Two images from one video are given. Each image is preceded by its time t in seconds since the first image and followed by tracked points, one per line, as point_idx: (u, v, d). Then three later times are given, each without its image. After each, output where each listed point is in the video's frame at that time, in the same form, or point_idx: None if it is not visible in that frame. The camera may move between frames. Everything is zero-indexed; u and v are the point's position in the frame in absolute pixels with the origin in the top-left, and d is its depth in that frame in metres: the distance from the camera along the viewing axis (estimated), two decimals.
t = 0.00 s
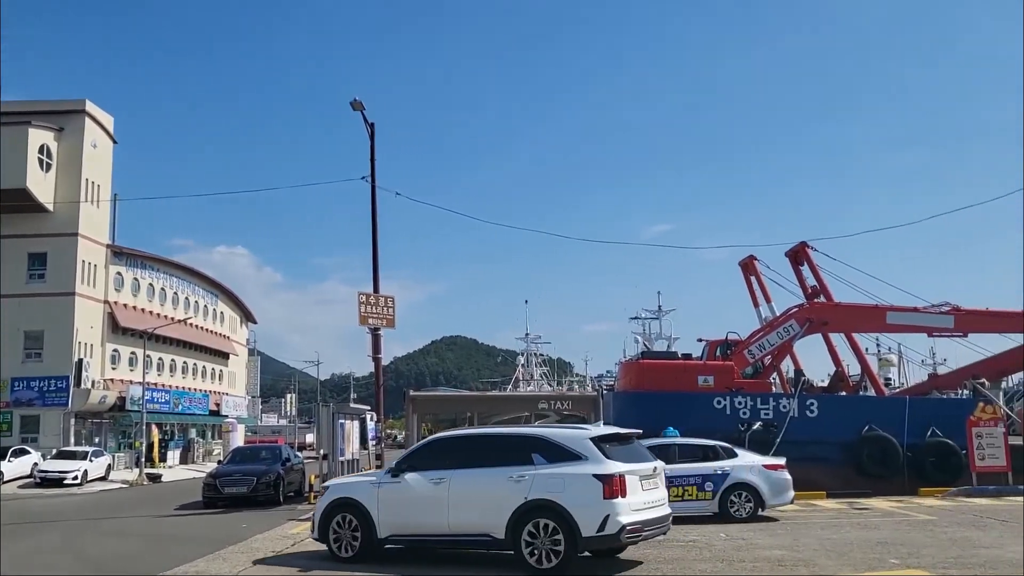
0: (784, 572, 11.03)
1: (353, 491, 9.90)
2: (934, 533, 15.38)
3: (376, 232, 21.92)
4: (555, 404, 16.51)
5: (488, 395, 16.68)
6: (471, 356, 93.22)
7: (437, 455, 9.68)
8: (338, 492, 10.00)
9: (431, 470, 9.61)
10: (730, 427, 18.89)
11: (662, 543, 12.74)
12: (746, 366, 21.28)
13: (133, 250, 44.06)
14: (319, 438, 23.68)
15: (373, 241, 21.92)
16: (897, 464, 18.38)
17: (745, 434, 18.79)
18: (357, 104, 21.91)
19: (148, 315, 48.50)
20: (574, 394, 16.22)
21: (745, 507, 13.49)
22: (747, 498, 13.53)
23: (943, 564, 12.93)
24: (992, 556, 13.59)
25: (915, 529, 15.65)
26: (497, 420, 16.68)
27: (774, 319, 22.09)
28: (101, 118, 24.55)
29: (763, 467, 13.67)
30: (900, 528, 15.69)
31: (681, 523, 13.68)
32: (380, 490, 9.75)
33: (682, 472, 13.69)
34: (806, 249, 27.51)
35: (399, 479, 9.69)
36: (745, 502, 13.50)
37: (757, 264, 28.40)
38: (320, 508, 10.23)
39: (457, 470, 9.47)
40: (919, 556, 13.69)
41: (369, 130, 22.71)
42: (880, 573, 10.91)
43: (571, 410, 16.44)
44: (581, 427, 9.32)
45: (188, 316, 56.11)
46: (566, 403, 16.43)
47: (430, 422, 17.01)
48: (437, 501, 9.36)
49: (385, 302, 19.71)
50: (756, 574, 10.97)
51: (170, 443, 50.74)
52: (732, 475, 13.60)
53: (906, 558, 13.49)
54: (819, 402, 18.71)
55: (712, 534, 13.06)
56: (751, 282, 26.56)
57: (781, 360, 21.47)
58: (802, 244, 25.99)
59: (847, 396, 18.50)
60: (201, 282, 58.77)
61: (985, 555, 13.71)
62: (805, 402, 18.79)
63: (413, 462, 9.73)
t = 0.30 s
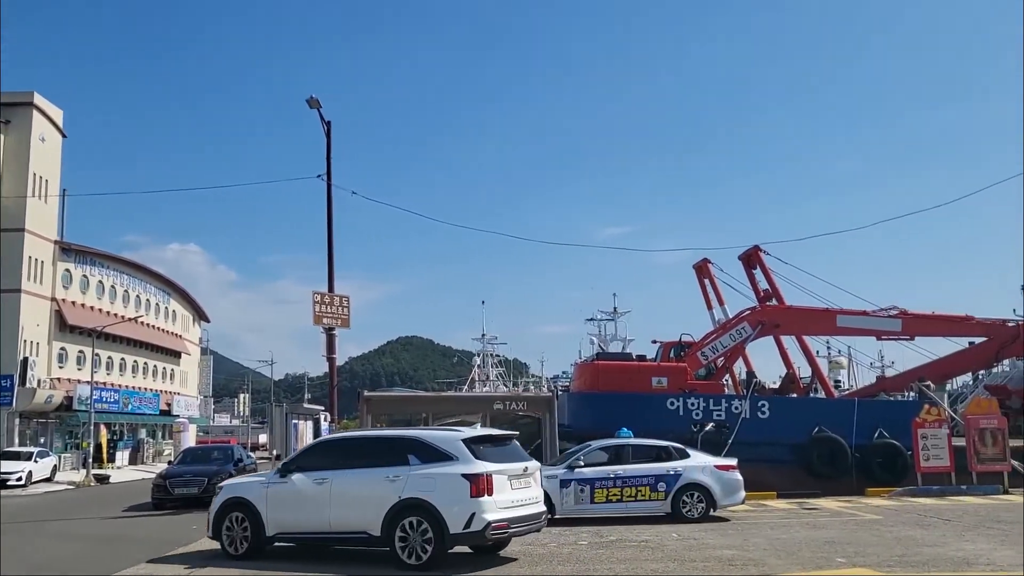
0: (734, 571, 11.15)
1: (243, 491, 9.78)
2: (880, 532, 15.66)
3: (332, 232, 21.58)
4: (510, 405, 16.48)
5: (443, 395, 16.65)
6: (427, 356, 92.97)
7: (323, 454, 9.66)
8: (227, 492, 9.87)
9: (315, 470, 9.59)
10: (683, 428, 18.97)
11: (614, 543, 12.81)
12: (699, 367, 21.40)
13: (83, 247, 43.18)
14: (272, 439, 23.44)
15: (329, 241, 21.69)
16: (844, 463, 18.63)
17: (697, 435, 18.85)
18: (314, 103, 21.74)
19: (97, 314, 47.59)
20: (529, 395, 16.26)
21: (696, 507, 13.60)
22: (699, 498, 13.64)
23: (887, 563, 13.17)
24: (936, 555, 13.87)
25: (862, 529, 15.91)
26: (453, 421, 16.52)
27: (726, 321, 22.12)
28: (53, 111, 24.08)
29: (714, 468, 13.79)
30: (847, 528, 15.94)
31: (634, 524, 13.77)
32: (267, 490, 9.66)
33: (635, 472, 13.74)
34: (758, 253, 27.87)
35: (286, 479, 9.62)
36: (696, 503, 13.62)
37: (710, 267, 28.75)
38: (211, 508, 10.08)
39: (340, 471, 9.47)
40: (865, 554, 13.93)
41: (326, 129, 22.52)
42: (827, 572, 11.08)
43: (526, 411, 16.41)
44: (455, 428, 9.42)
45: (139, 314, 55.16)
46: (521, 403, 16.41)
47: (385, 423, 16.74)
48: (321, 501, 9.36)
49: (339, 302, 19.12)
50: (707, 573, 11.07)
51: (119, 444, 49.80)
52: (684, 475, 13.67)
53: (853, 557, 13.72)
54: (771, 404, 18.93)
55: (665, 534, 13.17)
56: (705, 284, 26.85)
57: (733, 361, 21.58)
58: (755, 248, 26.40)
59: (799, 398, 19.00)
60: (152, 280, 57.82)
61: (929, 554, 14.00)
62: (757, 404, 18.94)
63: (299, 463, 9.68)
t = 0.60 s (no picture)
0: (685, 572, 11.26)
1: (140, 492, 9.87)
2: (829, 532, 15.91)
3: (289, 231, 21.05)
4: (466, 405, 16.48)
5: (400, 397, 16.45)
6: (384, 356, 92.50)
7: (217, 455, 9.81)
8: (125, 493, 9.95)
9: (209, 471, 9.74)
10: (637, 429, 19.07)
11: (567, 544, 12.86)
12: (653, 369, 21.47)
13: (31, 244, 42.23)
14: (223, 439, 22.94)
15: (285, 239, 21.40)
16: (795, 465, 18.90)
17: (652, 437, 18.96)
18: (270, 99, 21.47)
19: (46, 311, 46.58)
20: (485, 396, 16.23)
21: (649, 509, 13.72)
22: (652, 499, 13.75)
23: (834, 562, 13.39)
24: (882, 555, 14.13)
25: (811, 529, 16.16)
26: (410, 421, 16.40)
27: (680, 324, 22.27)
28: None
29: (667, 469, 13.91)
30: (797, 528, 16.18)
31: (587, 524, 13.82)
32: (164, 490, 9.77)
33: (589, 473, 13.78)
34: (713, 257, 28.16)
35: (182, 479, 9.74)
36: (649, 503, 13.73)
37: (666, 271, 28.97)
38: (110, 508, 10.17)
39: (231, 471, 9.63)
40: (813, 554, 14.14)
41: (283, 126, 22.26)
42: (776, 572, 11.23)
43: (482, 412, 16.43)
44: (339, 430, 9.67)
45: (89, 312, 54.10)
46: (477, 404, 16.41)
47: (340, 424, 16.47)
48: (210, 501, 9.53)
49: (295, 301, 18.48)
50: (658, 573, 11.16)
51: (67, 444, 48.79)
52: (638, 476, 13.75)
53: (801, 557, 13.92)
54: (724, 405, 19.15)
55: (617, 535, 13.25)
56: (660, 287, 27.01)
57: (687, 363, 21.77)
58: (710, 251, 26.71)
59: (751, 401, 19.22)
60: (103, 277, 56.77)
61: (875, 553, 14.26)
62: (710, 406, 19.14)
63: (193, 463, 9.81)
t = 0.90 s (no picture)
0: (647, 572, 11.31)
1: (48, 491, 9.84)
2: (788, 533, 16.07)
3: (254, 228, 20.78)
4: (431, 406, 16.41)
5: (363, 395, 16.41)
6: (349, 356, 92.03)
7: (123, 455, 9.87)
8: (33, 492, 9.92)
9: (115, 470, 9.78)
10: (602, 430, 19.11)
11: (531, 544, 12.88)
12: (618, 371, 21.53)
13: None
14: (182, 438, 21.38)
15: (250, 237, 21.16)
16: (757, 466, 19.10)
17: (616, 438, 19.01)
18: (236, 95, 21.23)
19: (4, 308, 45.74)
20: (451, 397, 16.18)
21: (612, 509, 13.78)
22: (615, 500, 13.82)
23: (794, 563, 13.52)
24: (840, 555, 14.32)
25: (771, 530, 16.32)
26: (374, 421, 16.32)
27: (645, 326, 22.36)
28: None
29: (630, 470, 13.99)
30: (758, 529, 16.34)
31: (550, 525, 13.84)
32: (71, 489, 9.77)
33: (553, 473, 13.78)
34: (678, 260, 28.35)
35: (88, 479, 9.75)
36: (613, 504, 13.80)
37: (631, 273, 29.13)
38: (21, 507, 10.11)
39: (136, 471, 9.70)
40: (773, 555, 14.28)
41: (249, 123, 22.03)
42: (736, 573, 11.32)
43: (447, 413, 16.37)
44: (240, 432, 9.82)
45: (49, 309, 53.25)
46: (442, 405, 16.35)
47: (303, 424, 16.33)
48: (115, 500, 9.57)
49: (259, 299, 18.24)
50: (620, 574, 11.20)
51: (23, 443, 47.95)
52: (601, 477, 13.81)
53: (761, 558, 14.05)
54: (687, 406, 19.27)
55: (580, 535, 13.29)
56: (626, 289, 27.14)
57: (651, 365, 21.85)
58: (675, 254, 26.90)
59: (714, 402, 19.35)
60: (64, 274, 55.93)
61: (833, 554, 14.43)
62: (674, 407, 19.26)
63: (102, 462, 9.85)
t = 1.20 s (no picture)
0: (608, 572, 11.35)
1: None
2: (749, 533, 16.23)
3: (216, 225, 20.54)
4: (394, 406, 16.30)
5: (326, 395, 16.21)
6: (313, 356, 91.41)
7: (28, 455, 9.84)
8: None
9: (20, 471, 9.75)
10: (565, 430, 19.16)
11: (493, 545, 12.87)
12: (582, 371, 21.60)
13: None
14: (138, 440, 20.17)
15: (212, 234, 20.93)
16: (718, 466, 19.26)
17: (579, 438, 19.07)
18: (200, 91, 20.99)
19: None
20: (414, 397, 16.07)
21: (575, 509, 13.83)
22: (578, 500, 13.86)
23: (753, 562, 13.65)
24: (799, 554, 14.48)
25: (732, 530, 16.47)
26: (337, 421, 16.23)
27: (609, 326, 22.45)
28: None
29: (593, 470, 14.05)
30: (718, 529, 16.47)
31: (512, 525, 13.84)
32: None
33: (516, 473, 13.77)
34: (642, 262, 28.53)
35: None
36: (575, 504, 13.85)
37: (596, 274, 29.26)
38: None
39: (40, 472, 9.67)
40: (732, 555, 14.41)
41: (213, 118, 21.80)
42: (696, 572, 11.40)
43: (411, 412, 16.27)
44: (142, 432, 9.83)
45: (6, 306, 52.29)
46: (405, 404, 16.23)
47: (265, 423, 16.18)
48: (18, 500, 9.55)
49: (221, 298, 18.02)
50: (581, 573, 11.23)
51: None
52: (564, 477, 13.84)
53: (721, 557, 14.17)
54: (650, 407, 19.39)
55: (542, 535, 13.31)
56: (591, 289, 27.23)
57: (615, 365, 21.94)
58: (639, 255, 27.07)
59: (677, 403, 19.48)
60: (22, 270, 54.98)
61: (791, 553, 14.59)
62: (637, 408, 19.37)
63: (9, 463, 9.81)
